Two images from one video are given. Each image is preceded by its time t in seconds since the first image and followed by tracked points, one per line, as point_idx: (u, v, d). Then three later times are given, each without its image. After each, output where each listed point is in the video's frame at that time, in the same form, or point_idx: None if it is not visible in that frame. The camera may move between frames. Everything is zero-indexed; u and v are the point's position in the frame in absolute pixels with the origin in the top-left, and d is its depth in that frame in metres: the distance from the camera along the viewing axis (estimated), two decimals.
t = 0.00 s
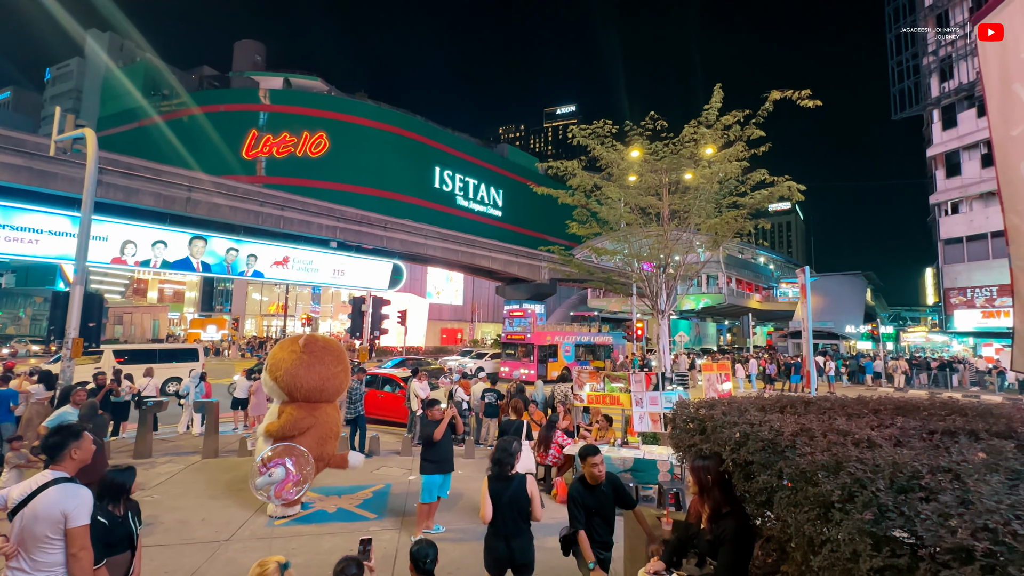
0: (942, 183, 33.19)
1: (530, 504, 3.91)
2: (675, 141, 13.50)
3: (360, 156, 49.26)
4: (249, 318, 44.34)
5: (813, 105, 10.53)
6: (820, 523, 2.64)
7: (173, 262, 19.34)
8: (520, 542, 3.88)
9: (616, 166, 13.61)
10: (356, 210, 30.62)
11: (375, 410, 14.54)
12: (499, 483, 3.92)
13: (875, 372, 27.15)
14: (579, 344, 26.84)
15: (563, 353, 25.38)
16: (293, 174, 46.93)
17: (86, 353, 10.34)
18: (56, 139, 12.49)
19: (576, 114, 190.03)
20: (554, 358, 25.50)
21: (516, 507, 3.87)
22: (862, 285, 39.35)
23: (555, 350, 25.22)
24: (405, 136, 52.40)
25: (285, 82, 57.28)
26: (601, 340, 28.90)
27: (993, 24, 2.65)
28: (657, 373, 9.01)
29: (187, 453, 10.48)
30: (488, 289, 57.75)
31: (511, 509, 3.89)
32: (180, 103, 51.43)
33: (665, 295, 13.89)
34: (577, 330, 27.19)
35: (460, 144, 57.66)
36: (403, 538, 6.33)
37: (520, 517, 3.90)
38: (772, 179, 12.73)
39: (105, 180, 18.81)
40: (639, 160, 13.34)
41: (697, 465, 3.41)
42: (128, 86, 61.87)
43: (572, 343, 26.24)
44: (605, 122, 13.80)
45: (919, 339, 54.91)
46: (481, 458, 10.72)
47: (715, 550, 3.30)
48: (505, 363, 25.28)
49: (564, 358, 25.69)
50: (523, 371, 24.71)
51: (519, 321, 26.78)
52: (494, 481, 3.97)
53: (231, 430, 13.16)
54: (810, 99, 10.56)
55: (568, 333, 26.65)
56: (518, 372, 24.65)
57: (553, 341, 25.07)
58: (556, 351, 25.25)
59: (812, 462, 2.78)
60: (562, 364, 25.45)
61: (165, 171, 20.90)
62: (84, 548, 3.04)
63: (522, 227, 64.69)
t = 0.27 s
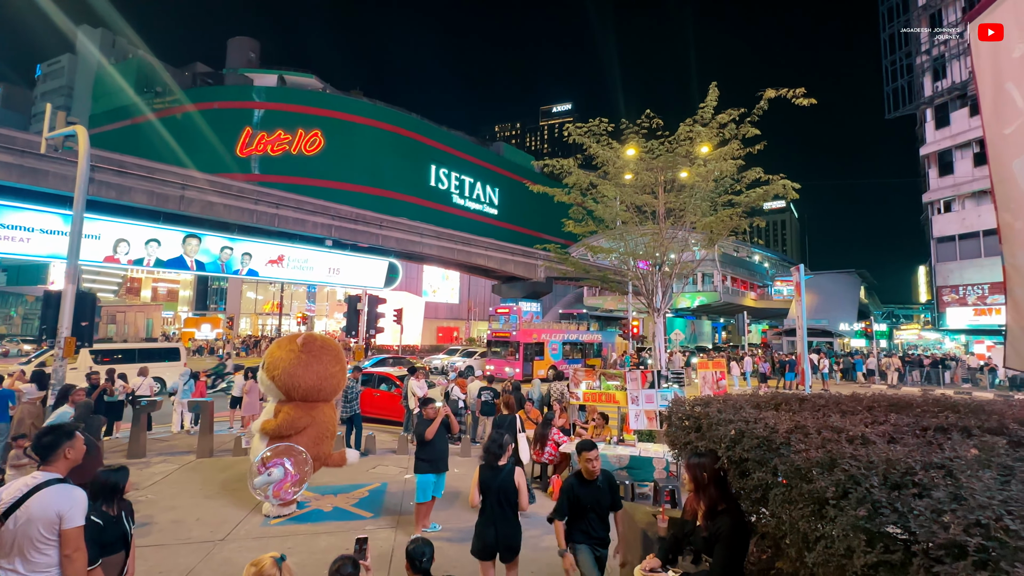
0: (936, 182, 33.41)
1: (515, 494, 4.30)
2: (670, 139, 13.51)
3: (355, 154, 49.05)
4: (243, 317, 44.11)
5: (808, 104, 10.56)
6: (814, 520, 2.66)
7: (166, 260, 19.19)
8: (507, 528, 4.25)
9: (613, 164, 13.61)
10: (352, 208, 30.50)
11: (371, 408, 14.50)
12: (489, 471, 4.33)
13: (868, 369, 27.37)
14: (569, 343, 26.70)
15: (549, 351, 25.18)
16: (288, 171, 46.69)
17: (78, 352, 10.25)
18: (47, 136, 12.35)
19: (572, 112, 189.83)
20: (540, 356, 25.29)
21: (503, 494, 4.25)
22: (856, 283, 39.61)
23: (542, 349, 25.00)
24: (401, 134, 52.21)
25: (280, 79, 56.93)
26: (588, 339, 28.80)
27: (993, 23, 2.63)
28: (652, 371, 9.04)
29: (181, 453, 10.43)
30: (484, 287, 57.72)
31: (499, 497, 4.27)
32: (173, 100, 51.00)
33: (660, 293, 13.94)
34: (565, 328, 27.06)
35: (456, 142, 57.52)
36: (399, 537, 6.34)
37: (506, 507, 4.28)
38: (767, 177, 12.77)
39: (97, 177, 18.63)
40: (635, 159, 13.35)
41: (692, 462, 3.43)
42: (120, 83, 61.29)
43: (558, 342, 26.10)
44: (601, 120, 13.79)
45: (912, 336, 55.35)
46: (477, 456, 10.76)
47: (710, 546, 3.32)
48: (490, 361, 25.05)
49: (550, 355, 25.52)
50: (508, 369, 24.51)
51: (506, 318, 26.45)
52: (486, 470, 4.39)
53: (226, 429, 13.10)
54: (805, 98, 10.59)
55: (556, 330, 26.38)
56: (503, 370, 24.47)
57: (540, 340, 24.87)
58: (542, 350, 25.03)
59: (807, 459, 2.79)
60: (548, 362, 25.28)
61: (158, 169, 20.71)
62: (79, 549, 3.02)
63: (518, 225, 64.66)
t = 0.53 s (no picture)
0: (929, 182, 33.66)
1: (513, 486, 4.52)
2: (666, 139, 13.54)
3: (352, 154, 48.94)
4: (239, 317, 43.92)
5: (803, 104, 10.61)
6: (810, 518, 2.67)
7: (161, 260, 19.09)
8: (506, 519, 4.48)
9: (609, 164, 13.65)
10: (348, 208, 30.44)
11: (367, 408, 14.49)
12: (489, 464, 4.57)
13: (863, 368, 27.54)
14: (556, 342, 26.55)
15: (535, 350, 24.86)
16: (283, 171, 46.52)
17: (71, 352, 10.20)
18: (40, 135, 12.24)
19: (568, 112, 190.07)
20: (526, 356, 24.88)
21: (501, 487, 4.48)
22: (851, 283, 39.84)
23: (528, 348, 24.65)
24: (397, 133, 52.10)
25: (275, 78, 56.76)
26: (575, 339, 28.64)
27: (994, 23, 2.61)
28: (649, 371, 9.07)
29: (177, 453, 10.39)
30: (480, 287, 57.67)
31: (497, 490, 4.51)
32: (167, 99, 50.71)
33: (657, 293, 14.00)
34: (552, 327, 26.78)
35: (453, 141, 57.46)
36: (397, 536, 6.35)
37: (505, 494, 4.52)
38: (762, 177, 12.84)
39: (91, 177, 18.51)
40: (631, 159, 13.39)
41: (689, 461, 3.44)
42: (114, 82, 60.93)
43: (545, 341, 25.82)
44: (597, 120, 13.80)
45: (906, 335, 55.69)
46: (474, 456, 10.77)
47: (707, 546, 3.33)
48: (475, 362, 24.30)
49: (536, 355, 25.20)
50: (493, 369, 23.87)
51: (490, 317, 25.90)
52: (485, 462, 4.63)
53: (222, 430, 13.04)
54: (800, 98, 10.64)
55: (541, 329, 26.01)
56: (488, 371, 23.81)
57: (526, 339, 24.53)
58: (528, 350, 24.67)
59: (803, 457, 2.81)
60: (534, 362, 24.92)
61: (152, 168, 20.59)
62: (75, 548, 3.01)
63: (515, 225, 64.68)
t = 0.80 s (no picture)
0: (921, 182, 33.96)
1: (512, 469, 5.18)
2: (661, 139, 13.59)
3: (346, 152, 48.73)
4: (232, 316, 43.63)
5: (796, 104, 10.67)
6: (802, 516, 2.69)
7: (153, 259, 18.93)
8: (505, 502, 5.12)
9: (604, 164, 13.70)
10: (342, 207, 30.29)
11: (362, 408, 14.44)
12: (492, 451, 5.23)
13: (855, 367, 27.75)
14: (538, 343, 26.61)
15: (518, 350, 24.73)
16: (277, 169, 46.25)
17: (62, 352, 10.10)
18: (30, 132, 12.08)
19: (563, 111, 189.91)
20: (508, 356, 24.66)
21: (502, 472, 5.13)
22: (843, 282, 40.14)
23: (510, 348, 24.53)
24: (392, 132, 51.91)
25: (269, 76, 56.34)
26: (559, 339, 28.57)
27: (993, 24, 2.60)
28: (644, 370, 9.09)
29: (169, 454, 10.30)
30: (476, 286, 57.55)
31: (498, 474, 5.15)
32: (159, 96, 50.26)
33: (651, 292, 14.03)
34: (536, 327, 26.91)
35: (448, 140, 57.34)
36: (392, 536, 6.35)
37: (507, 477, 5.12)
38: (756, 177, 12.90)
39: (82, 175, 18.31)
40: (626, 158, 13.44)
41: (683, 460, 3.45)
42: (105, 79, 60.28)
43: (528, 341, 25.75)
44: (592, 120, 13.81)
45: (898, 334, 56.18)
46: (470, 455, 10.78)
47: (700, 543, 3.35)
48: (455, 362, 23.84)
49: (519, 355, 25.05)
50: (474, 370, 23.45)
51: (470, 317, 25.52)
52: (488, 451, 5.28)
53: (215, 430, 12.94)
54: (793, 98, 10.69)
55: (522, 329, 25.84)
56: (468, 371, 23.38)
57: (508, 339, 24.38)
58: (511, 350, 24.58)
59: (795, 455, 2.82)
60: (516, 362, 24.73)
61: (144, 166, 20.40)
62: (58, 551, 2.96)
63: (510, 224, 64.66)
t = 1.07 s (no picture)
0: (916, 182, 34.11)
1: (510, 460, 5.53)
2: (658, 138, 13.61)
3: (343, 151, 48.58)
4: (229, 315, 43.51)
5: (793, 104, 10.69)
6: (797, 513, 2.70)
7: (149, 258, 18.84)
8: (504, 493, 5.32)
9: (601, 163, 13.73)
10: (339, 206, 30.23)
11: (359, 407, 14.43)
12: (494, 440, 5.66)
13: (851, 366, 27.91)
14: (524, 342, 26.44)
15: (502, 349, 24.56)
16: (273, 168, 46.12)
17: (57, 351, 10.06)
18: (23, 130, 11.98)
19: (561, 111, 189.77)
20: (494, 355, 24.55)
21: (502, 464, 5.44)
22: (840, 282, 40.30)
23: (495, 348, 24.35)
24: (389, 131, 51.76)
25: (265, 74, 56.13)
26: (546, 338, 28.31)
27: (993, 24, 2.58)
28: (640, 369, 9.08)
29: (165, 454, 10.25)
30: (473, 285, 57.48)
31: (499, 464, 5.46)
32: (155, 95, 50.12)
33: (648, 292, 14.03)
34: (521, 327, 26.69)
35: (445, 139, 57.23)
36: (388, 535, 6.35)
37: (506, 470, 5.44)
38: (753, 176, 12.93)
39: (76, 173, 18.21)
40: (623, 158, 13.46)
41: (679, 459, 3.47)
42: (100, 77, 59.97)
43: (513, 340, 25.55)
44: (589, 119, 13.81)
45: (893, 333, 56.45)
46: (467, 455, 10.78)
47: (696, 541, 3.36)
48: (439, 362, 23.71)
49: (504, 354, 24.95)
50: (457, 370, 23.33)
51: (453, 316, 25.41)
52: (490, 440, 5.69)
53: (211, 429, 12.88)
54: (790, 98, 10.71)
55: (507, 327, 25.70)
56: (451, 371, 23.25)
57: (492, 338, 24.24)
58: (495, 349, 24.40)
59: (791, 454, 2.84)
60: (501, 361, 24.54)
61: (140, 164, 20.32)
62: (39, 554, 2.89)
63: (507, 223, 64.61)
